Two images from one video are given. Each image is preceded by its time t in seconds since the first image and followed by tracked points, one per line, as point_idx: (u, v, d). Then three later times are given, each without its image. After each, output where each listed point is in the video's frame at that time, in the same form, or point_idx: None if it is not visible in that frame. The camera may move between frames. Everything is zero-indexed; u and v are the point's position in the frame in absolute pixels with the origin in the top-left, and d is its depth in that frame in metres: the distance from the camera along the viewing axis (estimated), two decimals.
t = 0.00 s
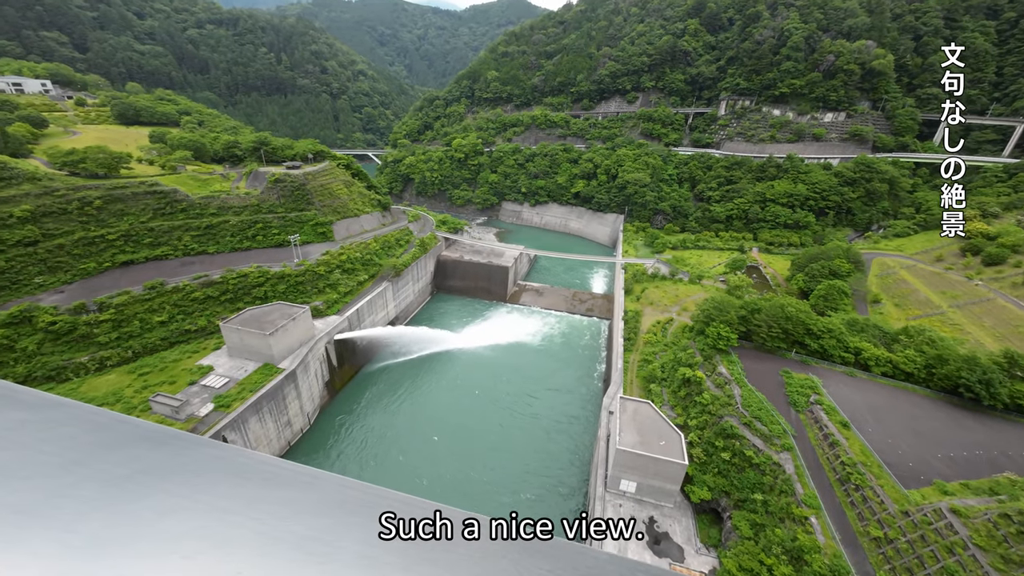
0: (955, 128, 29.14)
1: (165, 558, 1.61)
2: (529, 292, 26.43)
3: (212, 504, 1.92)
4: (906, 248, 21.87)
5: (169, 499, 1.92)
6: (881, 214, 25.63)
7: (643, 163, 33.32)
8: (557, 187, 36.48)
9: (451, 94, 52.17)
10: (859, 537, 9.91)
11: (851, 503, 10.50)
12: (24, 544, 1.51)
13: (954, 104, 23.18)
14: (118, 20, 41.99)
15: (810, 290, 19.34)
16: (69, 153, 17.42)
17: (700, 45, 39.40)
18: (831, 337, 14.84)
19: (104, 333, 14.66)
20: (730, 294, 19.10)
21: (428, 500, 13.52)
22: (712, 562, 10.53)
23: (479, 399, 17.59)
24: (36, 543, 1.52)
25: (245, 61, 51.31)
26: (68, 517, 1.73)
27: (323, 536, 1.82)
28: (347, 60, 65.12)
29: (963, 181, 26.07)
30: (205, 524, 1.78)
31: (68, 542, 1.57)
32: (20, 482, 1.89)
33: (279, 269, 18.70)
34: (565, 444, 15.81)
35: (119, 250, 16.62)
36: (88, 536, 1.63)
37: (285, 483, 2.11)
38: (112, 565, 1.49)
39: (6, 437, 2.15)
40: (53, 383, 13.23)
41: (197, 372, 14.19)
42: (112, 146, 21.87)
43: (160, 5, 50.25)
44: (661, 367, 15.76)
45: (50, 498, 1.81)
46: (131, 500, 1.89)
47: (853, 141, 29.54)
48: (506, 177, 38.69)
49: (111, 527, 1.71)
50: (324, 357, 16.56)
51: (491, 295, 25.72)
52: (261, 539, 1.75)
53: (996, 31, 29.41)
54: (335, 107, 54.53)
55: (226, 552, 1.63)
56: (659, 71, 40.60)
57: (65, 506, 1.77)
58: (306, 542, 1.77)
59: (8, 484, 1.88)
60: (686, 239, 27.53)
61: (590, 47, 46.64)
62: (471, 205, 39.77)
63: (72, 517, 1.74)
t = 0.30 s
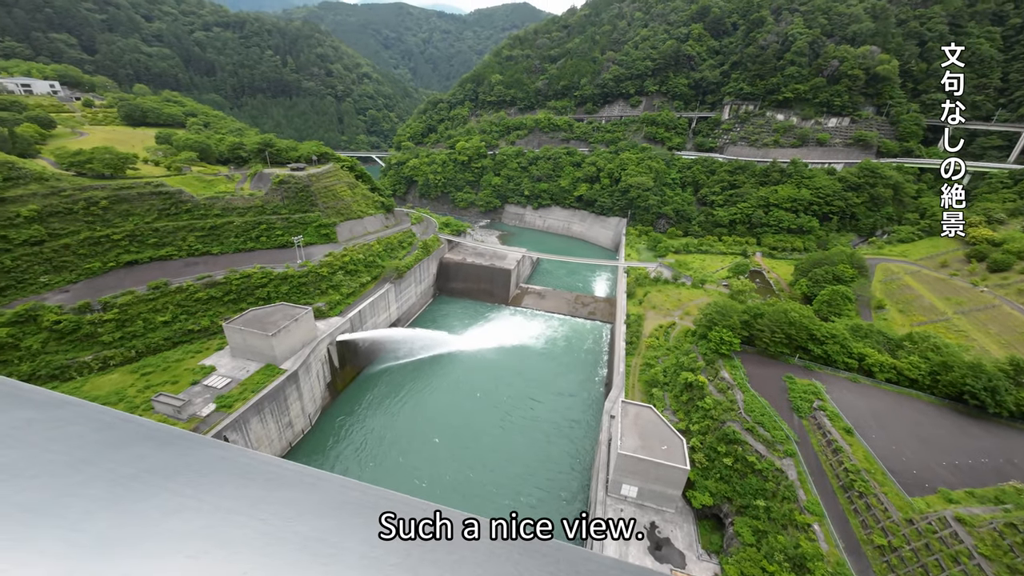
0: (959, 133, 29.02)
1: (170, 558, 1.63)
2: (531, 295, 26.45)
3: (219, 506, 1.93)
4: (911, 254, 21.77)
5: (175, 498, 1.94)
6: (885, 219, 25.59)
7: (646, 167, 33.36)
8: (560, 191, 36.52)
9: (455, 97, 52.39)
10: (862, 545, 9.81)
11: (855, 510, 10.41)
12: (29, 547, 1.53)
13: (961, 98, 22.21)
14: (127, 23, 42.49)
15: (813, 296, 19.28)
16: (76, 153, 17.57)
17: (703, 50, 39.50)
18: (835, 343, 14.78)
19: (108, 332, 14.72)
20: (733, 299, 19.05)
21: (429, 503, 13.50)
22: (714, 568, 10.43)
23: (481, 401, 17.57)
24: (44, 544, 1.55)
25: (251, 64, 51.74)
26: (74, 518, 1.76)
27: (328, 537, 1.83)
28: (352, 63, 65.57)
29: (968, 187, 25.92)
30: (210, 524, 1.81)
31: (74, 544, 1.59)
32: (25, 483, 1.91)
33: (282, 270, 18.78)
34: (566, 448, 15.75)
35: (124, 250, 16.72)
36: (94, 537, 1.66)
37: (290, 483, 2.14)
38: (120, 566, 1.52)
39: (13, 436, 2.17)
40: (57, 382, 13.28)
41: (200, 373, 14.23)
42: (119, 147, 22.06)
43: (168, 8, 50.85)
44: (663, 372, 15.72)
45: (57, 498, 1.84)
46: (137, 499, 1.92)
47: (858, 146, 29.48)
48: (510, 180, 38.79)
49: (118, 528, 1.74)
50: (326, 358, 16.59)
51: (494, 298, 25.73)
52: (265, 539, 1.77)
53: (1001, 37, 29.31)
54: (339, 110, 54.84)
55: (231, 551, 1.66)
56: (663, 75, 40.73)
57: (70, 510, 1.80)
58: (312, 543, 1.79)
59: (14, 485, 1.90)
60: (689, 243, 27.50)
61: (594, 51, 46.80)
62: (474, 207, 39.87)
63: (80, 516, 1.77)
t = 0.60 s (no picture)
0: (972, 143, 28.67)
1: (185, 557, 1.71)
2: (536, 300, 26.42)
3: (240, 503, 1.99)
4: (921, 264, 21.51)
5: (189, 497, 2.02)
6: (895, 228, 25.38)
7: (653, 173, 33.32)
8: (566, 195, 36.55)
9: (464, 102, 52.70)
10: (870, 560, 9.63)
11: (862, 523, 10.24)
12: (47, 545, 1.68)
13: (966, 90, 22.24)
14: (142, 26, 43.36)
15: (821, 304, 19.08)
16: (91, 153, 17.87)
17: (712, 57, 39.51)
18: (842, 352, 14.62)
19: (117, 330, 14.89)
20: (739, 307, 18.91)
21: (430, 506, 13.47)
22: None
23: (484, 406, 17.52)
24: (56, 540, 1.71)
25: (263, 67, 52.49)
26: (91, 515, 1.89)
27: (337, 538, 1.84)
28: (362, 68, 66.26)
29: (981, 197, 25.58)
30: (220, 524, 1.85)
31: (88, 543, 1.73)
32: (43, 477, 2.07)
33: (289, 271, 18.93)
34: (568, 454, 15.63)
35: (134, 249, 16.95)
36: (108, 534, 1.79)
37: (301, 485, 2.17)
38: (131, 564, 1.65)
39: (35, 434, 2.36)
40: (66, 378, 13.44)
41: (206, 372, 14.35)
42: (132, 147, 22.45)
43: (183, 12, 51.84)
44: (667, 379, 15.59)
45: (72, 496, 1.98)
46: (153, 496, 2.02)
47: (867, 154, 29.25)
48: (516, 185, 38.89)
49: (130, 525, 1.86)
50: (330, 359, 16.67)
51: (498, 302, 25.74)
52: (277, 540, 1.82)
53: (1015, 46, 29.01)
54: (349, 113, 55.39)
55: (244, 550, 1.71)
56: (671, 82, 40.77)
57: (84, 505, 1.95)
58: (321, 544, 1.81)
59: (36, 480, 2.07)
60: (695, 250, 27.37)
61: (603, 57, 46.94)
62: (480, 211, 40.01)
63: (97, 512, 1.91)
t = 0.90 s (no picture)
0: (994, 157, 28.02)
1: (203, 559, 1.79)
2: (545, 308, 26.38)
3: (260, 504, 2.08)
4: (941, 279, 21.03)
5: (208, 498, 2.10)
6: (914, 243, 24.91)
7: (665, 183, 33.22)
8: (577, 204, 36.57)
9: (477, 110, 53.26)
10: None
11: (878, 546, 9.94)
12: (81, 540, 1.80)
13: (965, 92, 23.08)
14: (169, 35, 44.98)
15: (836, 319, 18.72)
16: (116, 156, 18.47)
17: (726, 68, 39.47)
18: (858, 368, 14.29)
19: (134, 328, 15.21)
20: (752, 319, 18.64)
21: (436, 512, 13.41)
22: None
23: (490, 413, 17.44)
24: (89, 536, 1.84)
25: (282, 75, 53.82)
26: (119, 512, 2.01)
27: (352, 546, 1.85)
28: (378, 76, 67.54)
29: (1004, 212, 24.94)
30: (238, 528, 1.94)
31: (117, 540, 1.86)
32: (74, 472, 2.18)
33: (302, 274, 19.21)
34: (574, 465, 15.45)
35: (153, 250, 17.38)
36: (134, 533, 1.91)
37: (319, 489, 2.22)
38: (155, 563, 1.78)
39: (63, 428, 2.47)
40: (83, 374, 13.75)
41: (218, 371, 14.57)
42: (155, 151, 23.16)
43: (208, 21, 53.60)
44: (677, 391, 15.36)
45: (100, 492, 2.10)
46: (177, 495, 2.14)
47: (885, 167, 28.78)
48: (528, 193, 39.06)
49: (155, 524, 1.98)
50: (340, 362, 16.80)
51: (507, 309, 25.74)
52: (296, 549, 1.87)
53: None
54: (364, 120, 56.37)
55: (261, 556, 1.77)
56: (684, 92, 40.80)
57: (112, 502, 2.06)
58: (338, 550, 1.83)
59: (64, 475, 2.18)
60: (707, 261, 27.14)
61: (616, 67, 47.20)
62: (491, 218, 40.24)
63: (124, 511, 2.03)
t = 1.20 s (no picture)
0: None
1: (241, 559, 1.79)
2: (558, 320, 26.26)
3: (280, 513, 2.12)
4: (971, 301, 20.24)
5: (243, 504, 2.15)
6: (942, 262, 24.09)
7: (682, 197, 33.01)
8: (593, 217, 36.53)
9: (495, 124, 54.02)
10: None
11: None
12: (129, 534, 1.81)
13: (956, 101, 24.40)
14: (203, 50, 47.20)
15: (859, 339, 18.15)
16: (149, 164, 19.30)
17: (746, 84, 39.35)
18: (883, 392, 13.78)
19: (157, 330, 15.67)
20: (770, 337, 18.22)
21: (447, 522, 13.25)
22: None
23: (501, 425, 17.31)
24: (136, 532, 1.84)
25: (308, 88, 55.70)
26: (160, 513, 2.03)
27: (370, 555, 1.91)
28: (400, 90, 69.29)
29: None
30: (273, 535, 1.95)
31: (162, 537, 1.87)
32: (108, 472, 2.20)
33: (319, 281, 19.58)
34: (585, 481, 15.16)
35: (179, 254, 17.94)
36: (174, 533, 1.92)
37: (334, 499, 2.32)
38: (196, 559, 1.78)
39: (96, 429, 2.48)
40: (107, 373, 14.18)
41: (235, 375, 14.86)
42: (185, 160, 24.13)
43: (240, 38, 56.12)
44: (692, 409, 15.02)
45: (141, 492, 2.14)
46: (210, 499, 2.16)
47: (911, 185, 28.06)
48: (543, 205, 39.26)
49: (187, 524, 2.00)
50: (353, 370, 16.96)
51: (520, 321, 25.71)
52: (326, 552, 1.87)
53: None
54: (385, 133, 57.70)
55: (297, 560, 1.80)
56: (703, 108, 40.76)
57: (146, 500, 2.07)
58: (354, 555, 1.88)
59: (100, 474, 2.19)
60: (724, 277, 26.74)
61: (634, 83, 47.48)
62: (506, 230, 40.51)
63: (164, 511, 2.05)
